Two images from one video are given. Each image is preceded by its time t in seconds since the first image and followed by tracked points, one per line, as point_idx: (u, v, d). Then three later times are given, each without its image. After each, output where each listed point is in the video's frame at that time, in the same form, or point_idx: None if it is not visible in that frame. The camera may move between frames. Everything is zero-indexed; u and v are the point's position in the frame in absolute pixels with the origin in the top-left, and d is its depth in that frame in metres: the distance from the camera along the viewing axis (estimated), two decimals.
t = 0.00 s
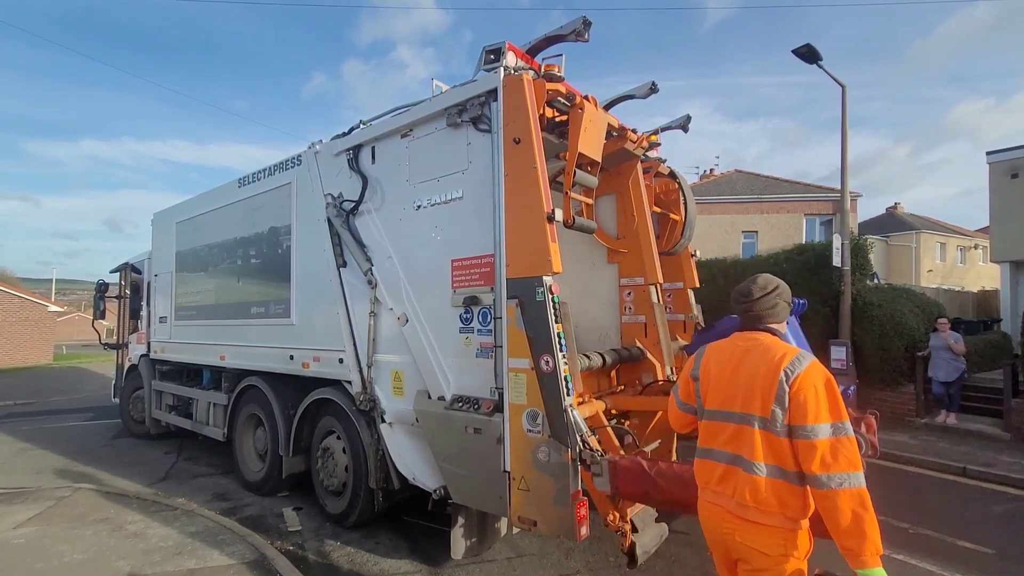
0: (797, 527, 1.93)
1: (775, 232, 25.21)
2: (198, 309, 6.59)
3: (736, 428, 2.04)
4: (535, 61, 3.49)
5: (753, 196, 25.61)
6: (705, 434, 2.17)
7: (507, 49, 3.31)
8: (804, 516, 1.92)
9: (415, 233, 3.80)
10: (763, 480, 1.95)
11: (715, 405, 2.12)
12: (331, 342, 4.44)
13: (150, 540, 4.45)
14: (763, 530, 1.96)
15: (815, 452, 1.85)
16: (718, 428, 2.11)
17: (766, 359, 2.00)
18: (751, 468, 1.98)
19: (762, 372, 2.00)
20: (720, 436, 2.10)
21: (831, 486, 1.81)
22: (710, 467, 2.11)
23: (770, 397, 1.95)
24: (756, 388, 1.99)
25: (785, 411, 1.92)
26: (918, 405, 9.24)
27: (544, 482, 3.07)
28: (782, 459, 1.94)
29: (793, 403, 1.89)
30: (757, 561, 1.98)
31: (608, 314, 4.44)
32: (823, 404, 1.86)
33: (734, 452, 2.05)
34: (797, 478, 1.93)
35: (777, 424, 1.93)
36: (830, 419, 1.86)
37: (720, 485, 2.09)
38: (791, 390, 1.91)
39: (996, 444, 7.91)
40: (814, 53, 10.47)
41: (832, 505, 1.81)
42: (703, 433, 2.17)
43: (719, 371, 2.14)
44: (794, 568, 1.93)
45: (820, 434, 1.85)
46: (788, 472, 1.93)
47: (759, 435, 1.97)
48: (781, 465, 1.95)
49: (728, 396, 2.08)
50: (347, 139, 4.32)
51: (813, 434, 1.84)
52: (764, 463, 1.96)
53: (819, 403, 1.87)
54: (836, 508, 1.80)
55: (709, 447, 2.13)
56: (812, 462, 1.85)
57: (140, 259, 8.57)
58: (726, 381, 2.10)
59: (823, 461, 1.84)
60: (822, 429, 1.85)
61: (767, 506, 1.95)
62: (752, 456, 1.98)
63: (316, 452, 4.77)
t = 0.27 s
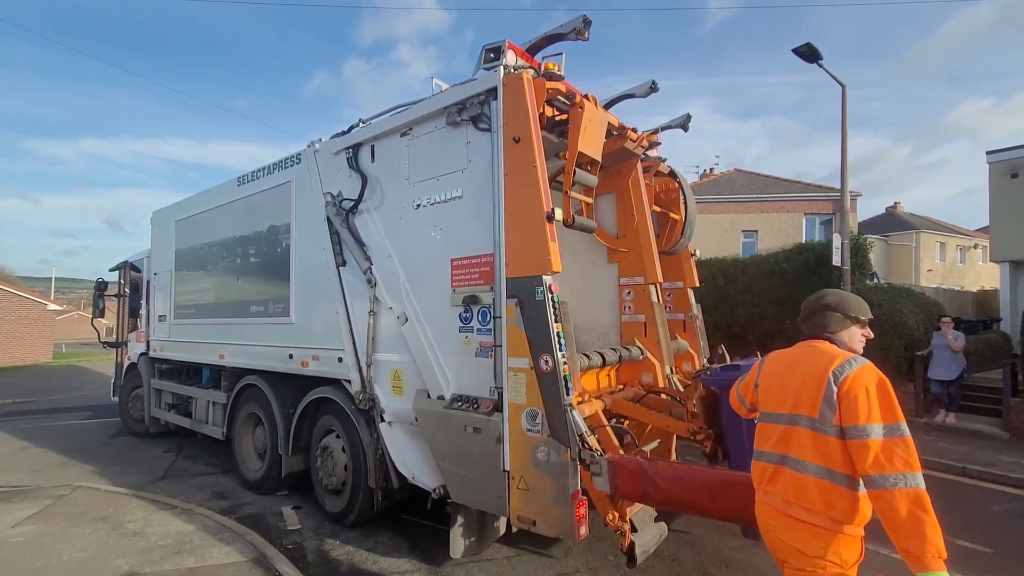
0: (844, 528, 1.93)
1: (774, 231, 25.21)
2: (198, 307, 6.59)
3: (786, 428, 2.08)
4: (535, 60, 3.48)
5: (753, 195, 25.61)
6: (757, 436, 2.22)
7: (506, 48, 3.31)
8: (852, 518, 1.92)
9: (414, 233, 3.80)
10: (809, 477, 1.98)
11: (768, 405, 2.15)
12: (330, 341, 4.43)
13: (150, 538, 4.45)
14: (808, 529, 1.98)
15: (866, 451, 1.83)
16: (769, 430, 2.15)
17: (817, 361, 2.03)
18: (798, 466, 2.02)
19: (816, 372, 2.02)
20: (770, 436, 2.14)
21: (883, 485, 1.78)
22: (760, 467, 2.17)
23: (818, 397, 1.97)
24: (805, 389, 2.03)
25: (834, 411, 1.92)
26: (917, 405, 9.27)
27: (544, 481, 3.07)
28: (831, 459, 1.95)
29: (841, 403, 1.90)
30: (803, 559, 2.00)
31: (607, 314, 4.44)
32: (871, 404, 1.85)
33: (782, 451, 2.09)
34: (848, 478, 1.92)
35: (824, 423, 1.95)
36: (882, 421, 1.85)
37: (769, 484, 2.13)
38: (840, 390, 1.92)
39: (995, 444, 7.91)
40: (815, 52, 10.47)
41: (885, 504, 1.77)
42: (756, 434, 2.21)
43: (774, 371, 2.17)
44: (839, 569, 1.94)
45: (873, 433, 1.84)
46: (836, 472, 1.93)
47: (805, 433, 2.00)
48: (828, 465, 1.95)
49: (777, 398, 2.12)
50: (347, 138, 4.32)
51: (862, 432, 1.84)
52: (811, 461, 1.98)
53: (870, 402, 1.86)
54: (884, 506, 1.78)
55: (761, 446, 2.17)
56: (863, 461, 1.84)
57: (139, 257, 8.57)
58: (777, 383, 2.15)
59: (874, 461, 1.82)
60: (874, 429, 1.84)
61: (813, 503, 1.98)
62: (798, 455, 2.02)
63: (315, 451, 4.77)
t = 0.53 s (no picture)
0: (910, 497, 2.00)
1: (775, 231, 25.20)
2: (197, 306, 6.58)
3: (840, 410, 2.21)
4: (535, 59, 3.48)
5: (752, 195, 25.59)
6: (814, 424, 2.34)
7: (506, 46, 3.30)
8: (918, 487, 2.00)
9: (414, 232, 3.80)
10: (867, 450, 2.09)
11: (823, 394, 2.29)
12: (330, 340, 4.43)
13: (149, 537, 4.45)
14: (869, 500, 2.06)
15: (918, 417, 1.96)
16: (824, 414, 2.28)
17: (867, 345, 2.19)
18: (856, 441, 2.13)
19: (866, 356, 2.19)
20: (827, 419, 2.26)
21: (935, 447, 1.89)
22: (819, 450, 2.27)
23: (870, 374, 2.12)
24: (857, 369, 2.17)
25: (885, 385, 2.06)
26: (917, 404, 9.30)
27: (544, 480, 3.07)
28: (887, 432, 2.06)
29: (891, 375, 2.05)
30: (868, 534, 2.06)
31: (607, 313, 4.43)
32: (920, 374, 1.99)
33: (839, 432, 2.20)
34: (905, 449, 2.02)
35: (877, 397, 2.08)
36: (931, 390, 1.97)
37: (828, 467, 2.22)
38: (890, 365, 2.07)
39: (994, 443, 7.91)
40: (815, 52, 10.47)
41: (939, 464, 1.87)
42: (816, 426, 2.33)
43: (827, 364, 2.33)
44: (912, 539, 1.99)
45: (923, 401, 1.96)
46: (896, 444, 2.03)
47: (859, 409, 2.13)
48: (885, 437, 2.06)
49: (830, 382, 2.27)
50: (346, 136, 4.31)
51: (911, 400, 1.97)
52: (868, 434, 2.10)
53: (919, 374, 2.00)
54: (941, 467, 1.87)
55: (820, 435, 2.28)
56: (915, 427, 1.96)
57: (139, 256, 8.56)
58: (829, 371, 2.29)
59: (925, 426, 1.94)
60: (923, 397, 1.96)
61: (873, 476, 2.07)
62: (855, 430, 2.13)
63: (314, 450, 4.77)
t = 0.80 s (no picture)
0: (979, 497, 2.04)
1: (775, 230, 25.19)
2: (198, 306, 6.59)
3: (907, 412, 2.26)
4: (535, 58, 3.48)
5: (753, 195, 25.60)
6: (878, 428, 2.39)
7: (506, 46, 3.31)
8: (989, 487, 2.04)
9: (414, 232, 3.80)
10: (937, 451, 2.13)
11: (886, 397, 2.35)
12: (330, 340, 4.43)
13: (149, 536, 4.45)
14: (938, 501, 2.09)
15: (988, 418, 2.01)
16: (890, 417, 2.33)
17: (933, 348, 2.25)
18: (926, 443, 2.17)
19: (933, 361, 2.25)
20: (893, 422, 2.31)
21: (1006, 446, 1.94)
22: (885, 453, 2.31)
23: (939, 377, 2.18)
24: (924, 372, 2.24)
25: (954, 387, 2.13)
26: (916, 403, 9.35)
27: (544, 480, 3.07)
28: (957, 434, 2.11)
29: (962, 377, 2.11)
30: (936, 535, 2.08)
31: (607, 313, 4.44)
32: (990, 376, 2.05)
33: (906, 435, 2.25)
34: (976, 450, 2.07)
35: (947, 399, 2.14)
36: (1001, 393, 2.03)
37: (897, 470, 2.26)
38: (960, 368, 2.13)
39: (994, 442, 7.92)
40: (815, 51, 10.48)
41: (1010, 463, 1.92)
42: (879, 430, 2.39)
43: (890, 369, 2.40)
44: (983, 539, 2.02)
45: (994, 402, 2.02)
46: (967, 445, 2.08)
47: (928, 411, 2.18)
48: (956, 439, 2.11)
49: (896, 386, 2.32)
50: (347, 136, 4.32)
51: (982, 401, 2.03)
52: (937, 436, 2.15)
53: (988, 377, 2.06)
54: (1013, 466, 1.92)
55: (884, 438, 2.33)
56: (986, 427, 2.01)
57: (139, 256, 8.56)
58: (895, 375, 2.35)
59: (996, 426, 1.99)
60: (994, 399, 2.02)
61: (944, 477, 2.11)
62: (924, 432, 2.18)
63: (315, 449, 4.77)
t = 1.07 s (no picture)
0: None
1: (776, 230, 25.17)
2: (198, 306, 6.59)
3: (977, 407, 2.42)
4: (535, 58, 3.48)
5: (753, 194, 25.58)
6: (940, 422, 2.54)
7: (506, 46, 3.31)
8: None
9: (414, 231, 3.80)
10: (1013, 445, 2.29)
11: (948, 392, 2.51)
12: (331, 339, 4.44)
13: (150, 536, 4.46)
14: (1017, 492, 2.26)
15: None
16: (956, 413, 2.48)
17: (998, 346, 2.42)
18: (1000, 437, 2.33)
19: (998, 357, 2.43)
20: (961, 416, 2.46)
21: None
22: (954, 447, 2.46)
23: (1012, 375, 2.35)
24: (992, 368, 2.40)
25: None
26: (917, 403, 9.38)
27: (544, 479, 3.08)
28: None
29: None
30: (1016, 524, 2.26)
31: (608, 312, 4.44)
32: None
33: (976, 429, 2.41)
34: None
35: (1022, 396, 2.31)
36: None
37: (967, 462, 2.42)
38: None
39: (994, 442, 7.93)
40: (816, 51, 10.48)
41: None
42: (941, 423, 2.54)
43: (946, 365, 2.55)
44: None
45: None
46: None
47: (1003, 406, 2.35)
48: None
49: (961, 382, 2.48)
50: (347, 136, 4.32)
51: None
52: (1012, 429, 2.31)
53: None
54: None
55: (951, 432, 2.49)
56: None
57: (140, 256, 8.57)
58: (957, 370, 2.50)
59: None
60: None
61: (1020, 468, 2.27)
62: (997, 426, 2.35)
63: (316, 449, 4.78)
